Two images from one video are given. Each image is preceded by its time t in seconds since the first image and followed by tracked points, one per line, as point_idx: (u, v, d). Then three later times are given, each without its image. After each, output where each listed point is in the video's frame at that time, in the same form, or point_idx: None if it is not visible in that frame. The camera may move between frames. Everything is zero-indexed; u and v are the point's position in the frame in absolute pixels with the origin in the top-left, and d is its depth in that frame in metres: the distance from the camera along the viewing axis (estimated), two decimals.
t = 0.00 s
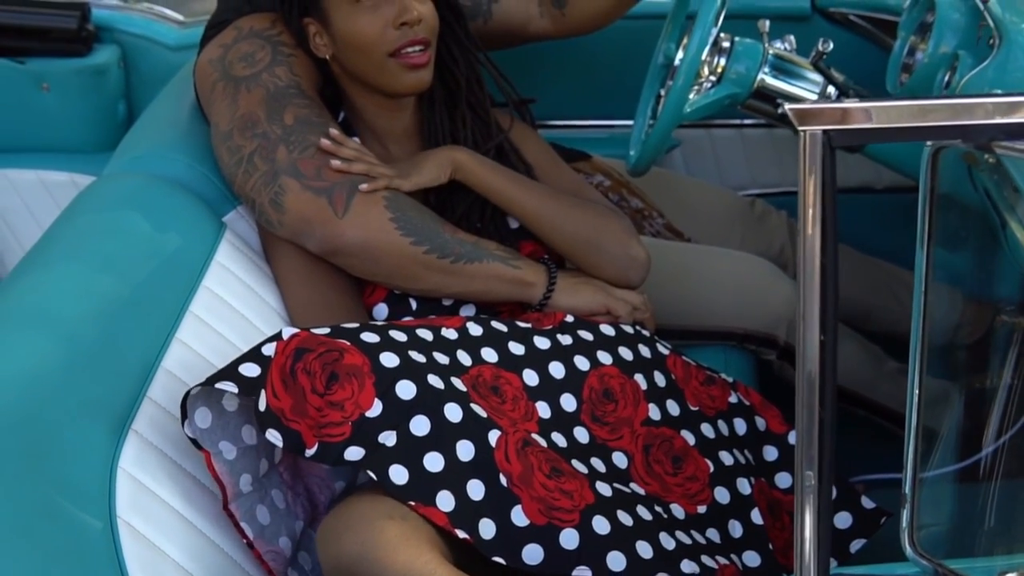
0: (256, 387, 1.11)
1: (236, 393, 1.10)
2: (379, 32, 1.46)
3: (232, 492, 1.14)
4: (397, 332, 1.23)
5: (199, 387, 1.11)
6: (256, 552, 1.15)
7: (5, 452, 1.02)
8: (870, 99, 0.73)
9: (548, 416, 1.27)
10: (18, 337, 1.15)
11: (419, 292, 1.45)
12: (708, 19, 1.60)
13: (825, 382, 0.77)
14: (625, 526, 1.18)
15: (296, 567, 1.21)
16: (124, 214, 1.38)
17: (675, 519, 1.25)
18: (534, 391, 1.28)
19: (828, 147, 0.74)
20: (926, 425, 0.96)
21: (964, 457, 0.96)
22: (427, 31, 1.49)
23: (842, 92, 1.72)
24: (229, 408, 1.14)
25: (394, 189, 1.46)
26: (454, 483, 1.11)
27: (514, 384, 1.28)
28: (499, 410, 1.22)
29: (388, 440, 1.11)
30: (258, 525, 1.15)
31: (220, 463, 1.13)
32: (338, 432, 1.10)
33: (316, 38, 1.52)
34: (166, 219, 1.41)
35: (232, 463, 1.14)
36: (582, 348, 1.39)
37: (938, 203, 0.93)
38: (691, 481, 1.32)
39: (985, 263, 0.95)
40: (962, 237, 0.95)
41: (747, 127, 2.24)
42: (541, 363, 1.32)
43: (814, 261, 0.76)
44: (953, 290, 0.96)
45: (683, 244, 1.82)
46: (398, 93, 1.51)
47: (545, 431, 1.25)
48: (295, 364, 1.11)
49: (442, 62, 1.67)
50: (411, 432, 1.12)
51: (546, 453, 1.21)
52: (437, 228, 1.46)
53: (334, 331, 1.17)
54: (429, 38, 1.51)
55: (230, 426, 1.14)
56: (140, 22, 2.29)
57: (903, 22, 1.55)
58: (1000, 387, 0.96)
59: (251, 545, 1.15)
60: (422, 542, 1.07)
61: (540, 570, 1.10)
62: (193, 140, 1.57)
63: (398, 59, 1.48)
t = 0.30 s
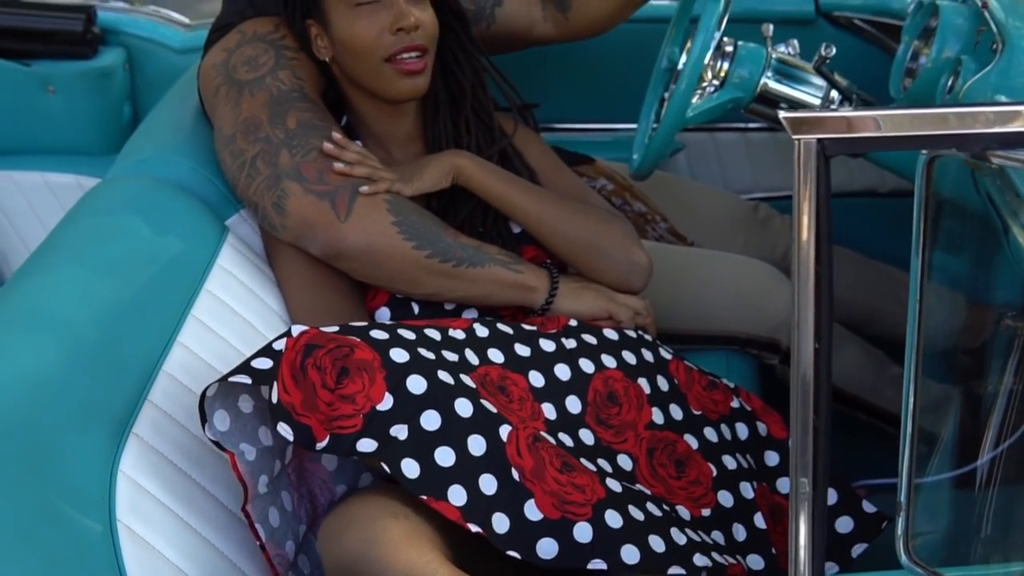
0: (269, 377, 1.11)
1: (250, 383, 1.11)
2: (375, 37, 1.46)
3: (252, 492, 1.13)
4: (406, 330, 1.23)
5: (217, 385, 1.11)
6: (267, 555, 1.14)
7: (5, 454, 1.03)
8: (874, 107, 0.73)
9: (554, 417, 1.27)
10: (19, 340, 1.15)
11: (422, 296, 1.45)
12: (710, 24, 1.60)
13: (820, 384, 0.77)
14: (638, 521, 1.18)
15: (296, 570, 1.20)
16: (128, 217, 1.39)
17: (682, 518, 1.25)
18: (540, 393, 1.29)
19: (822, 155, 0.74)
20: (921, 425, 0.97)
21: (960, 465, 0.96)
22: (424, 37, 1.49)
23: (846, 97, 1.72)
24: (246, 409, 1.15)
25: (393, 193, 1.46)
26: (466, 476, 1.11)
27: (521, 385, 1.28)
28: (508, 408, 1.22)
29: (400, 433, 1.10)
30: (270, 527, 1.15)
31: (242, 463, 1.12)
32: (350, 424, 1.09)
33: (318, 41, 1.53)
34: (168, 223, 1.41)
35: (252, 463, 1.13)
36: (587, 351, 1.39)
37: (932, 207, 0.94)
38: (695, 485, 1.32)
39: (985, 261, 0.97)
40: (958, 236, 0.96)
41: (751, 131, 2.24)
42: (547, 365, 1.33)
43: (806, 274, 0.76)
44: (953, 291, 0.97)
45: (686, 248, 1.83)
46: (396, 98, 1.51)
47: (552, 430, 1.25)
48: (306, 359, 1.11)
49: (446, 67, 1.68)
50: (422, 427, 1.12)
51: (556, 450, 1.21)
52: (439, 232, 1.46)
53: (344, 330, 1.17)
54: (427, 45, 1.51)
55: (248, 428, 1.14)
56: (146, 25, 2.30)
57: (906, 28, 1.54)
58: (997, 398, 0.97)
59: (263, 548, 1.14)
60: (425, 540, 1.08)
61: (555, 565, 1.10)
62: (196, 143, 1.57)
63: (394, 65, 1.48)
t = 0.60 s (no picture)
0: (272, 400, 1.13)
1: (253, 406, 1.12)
2: (372, 42, 1.47)
3: (237, 508, 1.13)
4: (409, 344, 1.23)
5: (215, 404, 1.12)
6: (261, 567, 1.15)
7: (6, 458, 1.03)
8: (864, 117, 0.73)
9: (557, 427, 1.27)
10: (20, 343, 1.16)
11: (424, 302, 1.45)
12: (712, 29, 1.62)
13: (814, 392, 0.77)
14: (646, 529, 1.18)
15: None
16: (131, 222, 1.39)
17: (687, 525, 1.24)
18: (543, 404, 1.29)
19: (816, 166, 0.74)
20: (918, 429, 0.98)
21: (957, 474, 0.96)
22: (422, 47, 1.50)
23: (848, 103, 1.72)
24: (241, 424, 1.15)
25: (394, 197, 1.47)
26: (472, 491, 1.11)
27: (524, 397, 1.28)
28: (513, 420, 1.22)
29: (407, 450, 1.11)
30: (262, 541, 1.15)
31: (231, 480, 1.13)
32: (356, 442, 1.09)
33: (321, 39, 1.54)
34: (171, 227, 1.42)
35: (241, 480, 1.14)
36: (589, 360, 1.39)
37: (928, 212, 0.95)
38: (699, 492, 1.31)
39: (982, 266, 0.98)
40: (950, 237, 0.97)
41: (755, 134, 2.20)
42: (550, 375, 1.33)
43: (800, 288, 0.76)
44: (953, 295, 0.97)
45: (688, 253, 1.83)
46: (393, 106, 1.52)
47: (557, 441, 1.25)
48: (310, 376, 1.11)
49: (453, 73, 1.68)
50: (428, 441, 1.12)
51: (562, 460, 1.21)
52: (441, 238, 1.47)
53: (347, 346, 1.17)
54: (424, 56, 1.52)
55: (241, 442, 1.14)
56: (153, 29, 2.31)
57: (909, 35, 1.55)
58: (996, 410, 0.96)
59: (256, 561, 1.14)
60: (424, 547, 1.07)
61: None
62: (200, 148, 1.57)
63: (388, 71, 1.50)
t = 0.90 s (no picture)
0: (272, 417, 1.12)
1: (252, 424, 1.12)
2: (374, 47, 1.49)
3: (225, 524, 1.15)
4: (408, 357, 1.23)
5: (213, 423, 1.12)
6: None
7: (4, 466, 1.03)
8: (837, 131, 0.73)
9: (557, 439, 1.27)
10: (22, 351, 1.16)
11: (423, 309, 1.45)
12: (715, 37, 1.61)
13: (806, 403, 0.77)
14: (646, 542, 1.18)
15: None
16: (136, 229, 1.40)
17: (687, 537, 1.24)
18: (543, 416, 1.29)
19: (807, 179, 0.73)
20: (911, 434, 0.97)
21: (952, 485, 0.96)
22: (422, 57, 1.51)
23: (851, 111, 1.73)
24: (237, 439, 1.15)
25: (393, 204, 1.47)
26: (472, 506, 1.11)
27: (523, 409, 1.28)
28: (513, 433, 1.22)
29: (406, 465, 1.11)
30: (253, 553, 1.17)
31: (222, 497, 1.14)
32: (356, 458, 1.09)
33: (326, 38, 1.56)
34: (173, 232, 1.42)
35: (233, 497, 1.15)
36: (588, 372, 1.38)
37: (923, 220, 0.94)
38: (699, 503, 1.31)
39: (975, 268, 0.99)
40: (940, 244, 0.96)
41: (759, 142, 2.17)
42: (549, 388, 1.32)
43: (790, 302, 0.76)
44: (953, 302, 0.98)
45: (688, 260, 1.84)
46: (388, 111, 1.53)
47: (556, 453, 1.25)
48: (310, 393, 1.11)
49: (455, 80, 1.69)
50: (427, 457, 1.12)
51: (562, 473, 1.22)
52: (441, 246, 1.47)
53: (346, 360, 1.18)
54: (424, 66, 1.53)
55: (236, 459, 1.14)
56: (159, 36, 2.32)
57: (913, 44, 1.56)
58: (991, 432, 0.95)
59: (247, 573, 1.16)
60: (419, 561, 1.08)
61: None
62: (202, 155, 1.58)
63: (386, 76, 1.50)
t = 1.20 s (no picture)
0: (270, 430, 1.12)
1: (248, 437, 1.12)
2: (378, 52, 1.49)
3: (225, 535, 1.15)
4: (406, 369, 1.23)
5: (211, 436, 1.13)
6: None
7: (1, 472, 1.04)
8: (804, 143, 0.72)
9: (555, 450, 1.27)
10: (22, 358, 1.17)
11: (422, 317, 1.46)
12: (716, 47, 1.62)
13: (797, 415, 0.77)
14: (644, 553, 1.18)
15: None
16: (137, 236, 1.40)
17: (684, 548, 1.24)
18: (540, 427, 1.29)
19: (799, 194, 0.73)
20: (902, 438, 0.97)
21: (945, 497, 0.96)
22: (425, 65, 1.51)
23: (852, 121, 1.72)
24: (236, 452, 1.16)
25: (389, 211, 1.47)
26: (468, 519, 1.12)
27: (521, 420, 1.28)
28: (511, 445, 1.23)
29: (403, 478, 1.11)
30: (252, 564, 1.17)
31: (224, 510, 1.14)
32: (352, 471, 1.10)
33: (329, 44, 1.56)
34: (175, 239, 1.43)
35: (235, 509, 1.15)
36: (586, 382, 1.38)
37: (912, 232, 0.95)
38: (697, 513, 1.30)
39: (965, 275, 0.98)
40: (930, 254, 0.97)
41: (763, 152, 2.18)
42: (546, 399, 1.32)
43: (779, 313, 0.75)
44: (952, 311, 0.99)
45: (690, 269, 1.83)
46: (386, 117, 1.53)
47: (554, 464, 1.25)
48: (306, 405, 1.12)
49: (456, 90, 1.70)
50: (424, 469, 1.13)
51: (560, 484, 1.22)
52: (439, 255, 1.47)
53: (343, 373, 1.18)
54: (427, 74, 1.53)
55: (235, 472, 1.15)
56: (163, 43, 2.33)
57: (915, 53, 1.56)
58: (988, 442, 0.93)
59: None
60: (416, 571, 1.08)
61: None
62: (202, 162, 1.58)
63: (388, 82, 1.51)
